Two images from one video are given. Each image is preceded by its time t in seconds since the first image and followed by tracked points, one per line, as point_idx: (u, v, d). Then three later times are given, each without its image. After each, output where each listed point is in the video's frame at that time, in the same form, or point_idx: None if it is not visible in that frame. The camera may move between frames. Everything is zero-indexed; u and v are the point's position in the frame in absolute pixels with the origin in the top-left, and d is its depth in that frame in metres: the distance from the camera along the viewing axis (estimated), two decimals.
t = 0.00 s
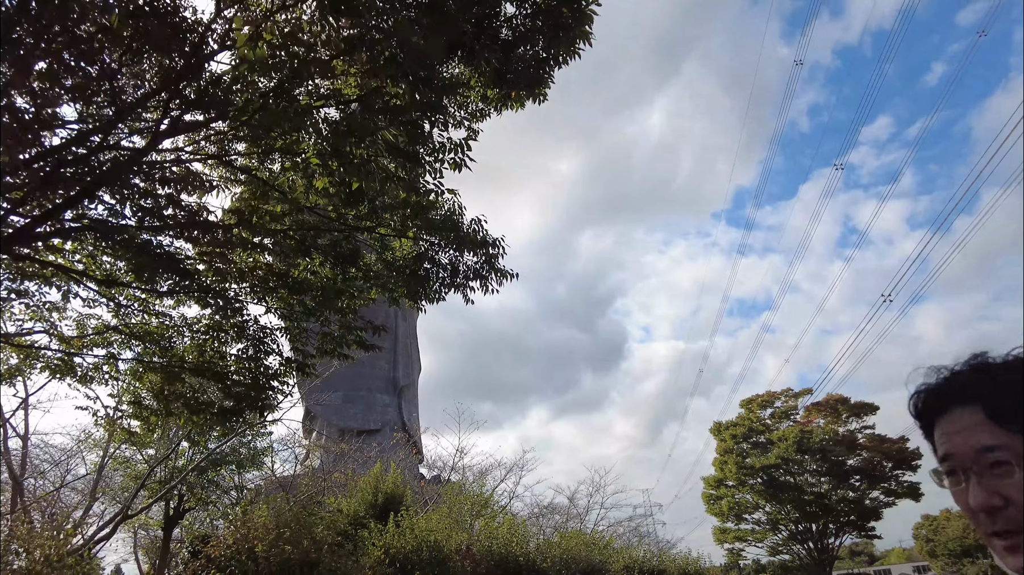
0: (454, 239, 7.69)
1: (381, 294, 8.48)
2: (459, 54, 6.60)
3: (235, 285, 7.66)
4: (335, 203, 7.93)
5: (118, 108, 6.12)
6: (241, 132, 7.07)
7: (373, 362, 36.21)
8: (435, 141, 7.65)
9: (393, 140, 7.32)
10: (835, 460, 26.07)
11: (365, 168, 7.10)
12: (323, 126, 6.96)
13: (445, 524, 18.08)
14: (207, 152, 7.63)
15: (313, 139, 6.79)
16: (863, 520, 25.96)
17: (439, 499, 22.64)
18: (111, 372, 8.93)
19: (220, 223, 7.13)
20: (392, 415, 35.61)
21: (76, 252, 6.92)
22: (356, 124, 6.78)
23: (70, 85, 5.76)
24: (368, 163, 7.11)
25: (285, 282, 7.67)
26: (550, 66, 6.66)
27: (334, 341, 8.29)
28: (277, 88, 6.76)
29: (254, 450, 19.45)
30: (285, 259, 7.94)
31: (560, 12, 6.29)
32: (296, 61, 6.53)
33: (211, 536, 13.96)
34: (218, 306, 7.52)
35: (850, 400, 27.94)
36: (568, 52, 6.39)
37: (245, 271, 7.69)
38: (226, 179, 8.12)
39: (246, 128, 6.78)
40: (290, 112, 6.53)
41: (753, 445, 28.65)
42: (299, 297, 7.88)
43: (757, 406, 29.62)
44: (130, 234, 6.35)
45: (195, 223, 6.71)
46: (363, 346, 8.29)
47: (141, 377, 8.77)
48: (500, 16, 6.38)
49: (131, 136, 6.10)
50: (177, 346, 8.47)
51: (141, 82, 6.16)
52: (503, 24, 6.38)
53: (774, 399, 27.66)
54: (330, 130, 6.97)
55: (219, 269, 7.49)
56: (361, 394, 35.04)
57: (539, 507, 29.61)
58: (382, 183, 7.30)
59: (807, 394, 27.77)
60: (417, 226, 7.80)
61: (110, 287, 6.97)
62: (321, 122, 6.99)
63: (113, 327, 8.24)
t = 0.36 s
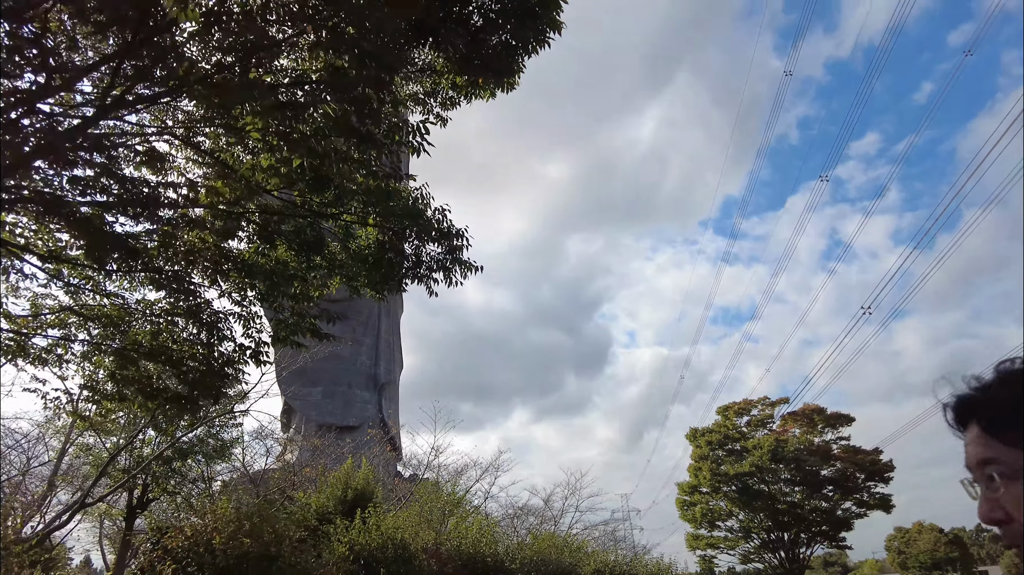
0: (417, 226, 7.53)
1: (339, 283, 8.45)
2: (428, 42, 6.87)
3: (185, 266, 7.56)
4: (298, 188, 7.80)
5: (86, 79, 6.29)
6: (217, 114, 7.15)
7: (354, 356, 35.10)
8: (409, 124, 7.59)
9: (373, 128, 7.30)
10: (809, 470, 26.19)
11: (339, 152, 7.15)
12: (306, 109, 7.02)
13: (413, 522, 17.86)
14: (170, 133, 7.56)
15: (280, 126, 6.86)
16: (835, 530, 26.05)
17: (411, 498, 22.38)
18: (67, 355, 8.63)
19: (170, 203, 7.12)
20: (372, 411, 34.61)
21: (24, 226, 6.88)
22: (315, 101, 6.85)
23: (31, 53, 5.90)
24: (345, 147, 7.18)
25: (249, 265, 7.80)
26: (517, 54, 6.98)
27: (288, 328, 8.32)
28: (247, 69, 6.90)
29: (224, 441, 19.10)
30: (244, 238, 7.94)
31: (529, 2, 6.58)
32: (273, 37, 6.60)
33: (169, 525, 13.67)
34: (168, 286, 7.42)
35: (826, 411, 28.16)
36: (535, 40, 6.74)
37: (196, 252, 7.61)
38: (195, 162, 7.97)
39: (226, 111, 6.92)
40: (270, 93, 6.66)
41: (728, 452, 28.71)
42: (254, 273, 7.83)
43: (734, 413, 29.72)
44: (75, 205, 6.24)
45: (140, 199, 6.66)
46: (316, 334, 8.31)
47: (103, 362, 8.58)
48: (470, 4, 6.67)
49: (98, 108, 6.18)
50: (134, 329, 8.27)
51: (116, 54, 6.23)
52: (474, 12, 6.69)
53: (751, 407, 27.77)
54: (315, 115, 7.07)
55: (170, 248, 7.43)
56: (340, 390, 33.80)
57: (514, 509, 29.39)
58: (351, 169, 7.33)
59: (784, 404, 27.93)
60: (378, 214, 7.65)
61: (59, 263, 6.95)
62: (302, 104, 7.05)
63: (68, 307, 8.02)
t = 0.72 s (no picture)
0: (389, 219, 7.84)
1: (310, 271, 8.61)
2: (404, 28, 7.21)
3: (147, 250, 7.78)
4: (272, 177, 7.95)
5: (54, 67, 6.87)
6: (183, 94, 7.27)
7: (344, 353, 33.77)
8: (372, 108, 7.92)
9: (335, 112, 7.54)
10: (794, 477, 26.20)
11: (302, 132, 7.33)
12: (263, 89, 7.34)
13: (394, 521, 17.67)
14: (140, 119, 7.63)
15: (232, 104, 7.18)
16: (820, 540, 25.97)
17: (394, 497, 22.15)
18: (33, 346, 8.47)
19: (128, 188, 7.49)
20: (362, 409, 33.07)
21: None
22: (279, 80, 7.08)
23: None
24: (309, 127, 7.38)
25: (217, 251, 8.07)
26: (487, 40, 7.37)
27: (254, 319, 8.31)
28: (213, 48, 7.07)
29: (203, 436, 18.89)
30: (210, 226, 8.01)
31: None
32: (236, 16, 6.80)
33: (141, 517, 13.48)
34: (127, 268, 7.62)
35: (813, 419, 28.09)
36: (506, 27, 7.13)
37: (159, 238, 7.86)
38: (168, 149, 8.01)
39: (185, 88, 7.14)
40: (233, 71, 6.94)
41: (714, 458, 28.56)
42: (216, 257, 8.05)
43: (721, 420, 29.61)
44: (25, 185, 6.55)
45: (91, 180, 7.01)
46: (279, 322, 8.34)
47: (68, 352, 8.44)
48: None
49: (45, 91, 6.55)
50: (102, 316, 8.07)
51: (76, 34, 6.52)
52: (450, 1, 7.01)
53: (738, 413, 27.65)
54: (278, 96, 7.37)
55: (132, 232, 7.71)
56: (330, 388, 32.59)
57: (499, 511, 29.16)
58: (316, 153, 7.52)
59: (771, 411, 27.90)
60: (348, 204, 7.80)
61: (18, 244, 7.20)
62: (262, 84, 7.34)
63: (36, 293, 7.71)
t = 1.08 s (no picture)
0: (367, 216, 7.78)
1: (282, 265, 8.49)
2: (379, 17, 7.35)
3: (116, 242, 7.80)
4: (247, 166, 7.92)
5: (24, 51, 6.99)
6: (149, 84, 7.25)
7: (337, 351, 32.21)
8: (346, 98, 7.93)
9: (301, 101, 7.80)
10: (784, 480, 26.14)
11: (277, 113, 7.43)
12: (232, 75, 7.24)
13: (380, 521, 17.48)
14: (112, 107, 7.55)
15: (203, 97, 7.10)
16: (809, 543, 25.90)
17: (382, 496, 21.92)
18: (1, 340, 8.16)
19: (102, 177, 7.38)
20: (356, 407, 31.43)
21: None
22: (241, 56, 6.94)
23: None
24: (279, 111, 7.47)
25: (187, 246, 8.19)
26: (461, 27, 7.52)
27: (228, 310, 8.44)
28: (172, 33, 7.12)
29: (187, 432, 18.67)
30: (180, 215, 8.20)
31: None
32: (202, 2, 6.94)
33: (121, 513, 13.34)
34: (94, 259, 7.61)
35: (805, 422, 28.05)
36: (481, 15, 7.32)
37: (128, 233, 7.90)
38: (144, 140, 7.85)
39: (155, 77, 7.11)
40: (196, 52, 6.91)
41: (705, 460, 28.50)
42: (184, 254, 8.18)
43: (712, 422, 29.54)
44: None
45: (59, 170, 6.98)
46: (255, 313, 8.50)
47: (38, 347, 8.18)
48: None
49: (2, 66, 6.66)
50: (81, 311, 7.91)
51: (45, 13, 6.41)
52: None
53: (730, 416, 27.59)
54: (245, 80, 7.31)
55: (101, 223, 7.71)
56: (324, 385, 31.14)
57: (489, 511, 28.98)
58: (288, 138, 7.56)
59: (763, 413, 27.79)
60: (325, 199, 7.81)
61: None
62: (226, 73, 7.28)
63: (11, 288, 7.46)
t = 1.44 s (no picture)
0: (345, 217, 8.00)
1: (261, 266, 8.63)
2: (355, 16, 7.65)
3: (95, 242, 7.75)
4: (229, 165, 7.93)
5: None
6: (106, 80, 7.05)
7: (338, 352, 31.84)
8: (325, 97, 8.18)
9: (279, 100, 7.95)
10: (780, 484, 26.03)
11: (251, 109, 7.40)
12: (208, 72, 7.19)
13: (370, 523, 17.39)
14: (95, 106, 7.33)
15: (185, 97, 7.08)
16: (805, 547, 25.78)
17: (375, 498, 21.80)
18: None
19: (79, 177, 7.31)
20: (356, 410, 31.18)
21: None
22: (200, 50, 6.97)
23: None
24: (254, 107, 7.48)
25: (165, 245, 8.19)
26: (434, 23, 7.75)
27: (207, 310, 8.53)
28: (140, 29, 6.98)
29: (178, 433, 18.62)
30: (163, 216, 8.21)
31: None
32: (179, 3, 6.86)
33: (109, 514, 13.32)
34: (71, 259, 7.56)
35: (801, 426, 27.95)
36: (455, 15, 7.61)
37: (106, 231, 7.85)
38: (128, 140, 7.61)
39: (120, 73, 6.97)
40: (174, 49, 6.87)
41: (700, 463, 28.45)
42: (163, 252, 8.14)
43: (708, 424, 29.44)
44: None
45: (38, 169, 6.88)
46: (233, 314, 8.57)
47: (18, 346, 8.17)
48: None
49: None
50: (59, 311, 7.86)
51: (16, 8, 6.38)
52: None
53: (725, 419, 27.50)
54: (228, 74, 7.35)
55: (77, 223, 7.64)
56: (323, 386, 30.85)
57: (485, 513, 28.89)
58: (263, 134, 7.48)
59: (759, 416, 27.67)
60: (304, 200, 7.97)
61: None
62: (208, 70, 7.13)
63: None
